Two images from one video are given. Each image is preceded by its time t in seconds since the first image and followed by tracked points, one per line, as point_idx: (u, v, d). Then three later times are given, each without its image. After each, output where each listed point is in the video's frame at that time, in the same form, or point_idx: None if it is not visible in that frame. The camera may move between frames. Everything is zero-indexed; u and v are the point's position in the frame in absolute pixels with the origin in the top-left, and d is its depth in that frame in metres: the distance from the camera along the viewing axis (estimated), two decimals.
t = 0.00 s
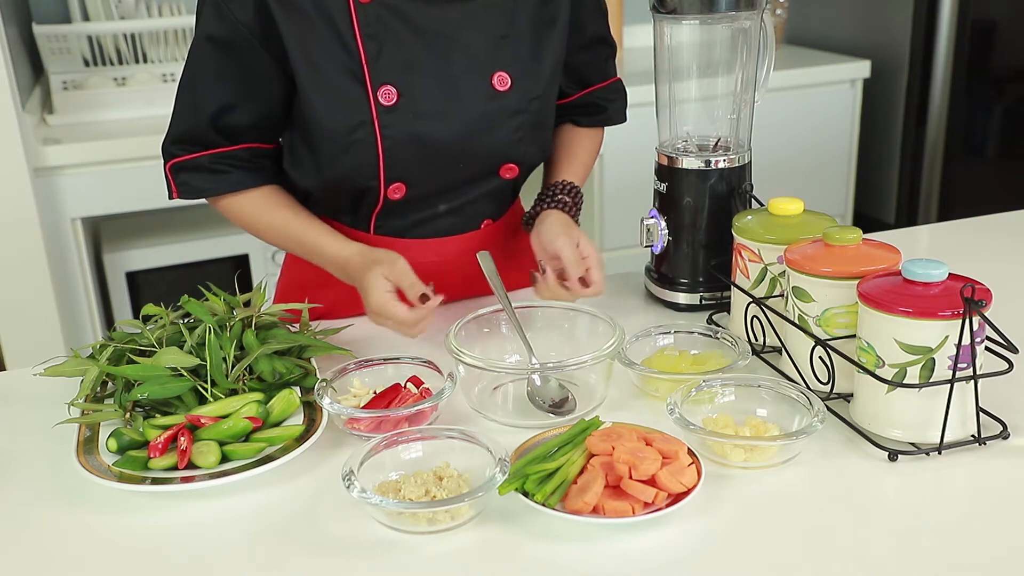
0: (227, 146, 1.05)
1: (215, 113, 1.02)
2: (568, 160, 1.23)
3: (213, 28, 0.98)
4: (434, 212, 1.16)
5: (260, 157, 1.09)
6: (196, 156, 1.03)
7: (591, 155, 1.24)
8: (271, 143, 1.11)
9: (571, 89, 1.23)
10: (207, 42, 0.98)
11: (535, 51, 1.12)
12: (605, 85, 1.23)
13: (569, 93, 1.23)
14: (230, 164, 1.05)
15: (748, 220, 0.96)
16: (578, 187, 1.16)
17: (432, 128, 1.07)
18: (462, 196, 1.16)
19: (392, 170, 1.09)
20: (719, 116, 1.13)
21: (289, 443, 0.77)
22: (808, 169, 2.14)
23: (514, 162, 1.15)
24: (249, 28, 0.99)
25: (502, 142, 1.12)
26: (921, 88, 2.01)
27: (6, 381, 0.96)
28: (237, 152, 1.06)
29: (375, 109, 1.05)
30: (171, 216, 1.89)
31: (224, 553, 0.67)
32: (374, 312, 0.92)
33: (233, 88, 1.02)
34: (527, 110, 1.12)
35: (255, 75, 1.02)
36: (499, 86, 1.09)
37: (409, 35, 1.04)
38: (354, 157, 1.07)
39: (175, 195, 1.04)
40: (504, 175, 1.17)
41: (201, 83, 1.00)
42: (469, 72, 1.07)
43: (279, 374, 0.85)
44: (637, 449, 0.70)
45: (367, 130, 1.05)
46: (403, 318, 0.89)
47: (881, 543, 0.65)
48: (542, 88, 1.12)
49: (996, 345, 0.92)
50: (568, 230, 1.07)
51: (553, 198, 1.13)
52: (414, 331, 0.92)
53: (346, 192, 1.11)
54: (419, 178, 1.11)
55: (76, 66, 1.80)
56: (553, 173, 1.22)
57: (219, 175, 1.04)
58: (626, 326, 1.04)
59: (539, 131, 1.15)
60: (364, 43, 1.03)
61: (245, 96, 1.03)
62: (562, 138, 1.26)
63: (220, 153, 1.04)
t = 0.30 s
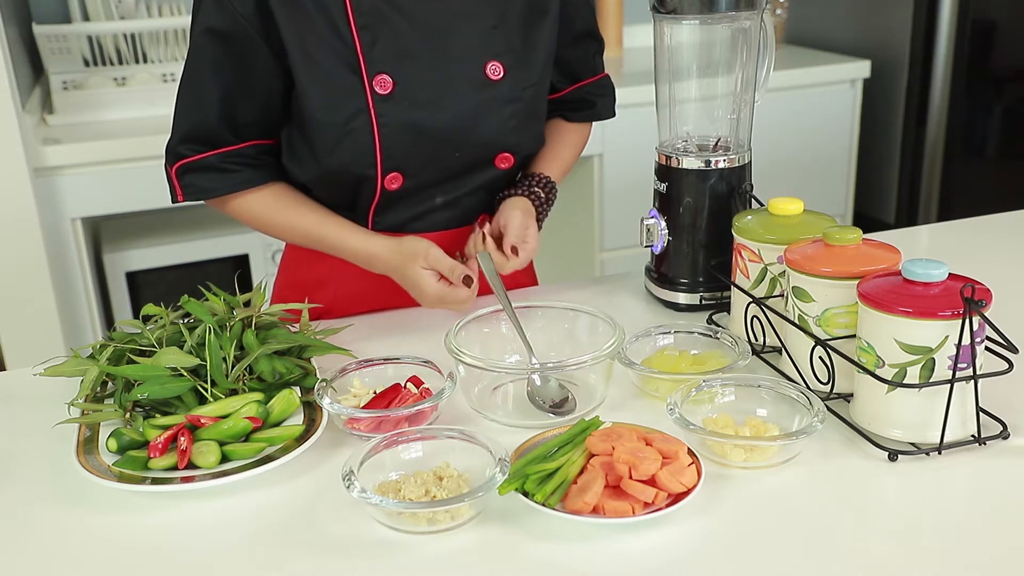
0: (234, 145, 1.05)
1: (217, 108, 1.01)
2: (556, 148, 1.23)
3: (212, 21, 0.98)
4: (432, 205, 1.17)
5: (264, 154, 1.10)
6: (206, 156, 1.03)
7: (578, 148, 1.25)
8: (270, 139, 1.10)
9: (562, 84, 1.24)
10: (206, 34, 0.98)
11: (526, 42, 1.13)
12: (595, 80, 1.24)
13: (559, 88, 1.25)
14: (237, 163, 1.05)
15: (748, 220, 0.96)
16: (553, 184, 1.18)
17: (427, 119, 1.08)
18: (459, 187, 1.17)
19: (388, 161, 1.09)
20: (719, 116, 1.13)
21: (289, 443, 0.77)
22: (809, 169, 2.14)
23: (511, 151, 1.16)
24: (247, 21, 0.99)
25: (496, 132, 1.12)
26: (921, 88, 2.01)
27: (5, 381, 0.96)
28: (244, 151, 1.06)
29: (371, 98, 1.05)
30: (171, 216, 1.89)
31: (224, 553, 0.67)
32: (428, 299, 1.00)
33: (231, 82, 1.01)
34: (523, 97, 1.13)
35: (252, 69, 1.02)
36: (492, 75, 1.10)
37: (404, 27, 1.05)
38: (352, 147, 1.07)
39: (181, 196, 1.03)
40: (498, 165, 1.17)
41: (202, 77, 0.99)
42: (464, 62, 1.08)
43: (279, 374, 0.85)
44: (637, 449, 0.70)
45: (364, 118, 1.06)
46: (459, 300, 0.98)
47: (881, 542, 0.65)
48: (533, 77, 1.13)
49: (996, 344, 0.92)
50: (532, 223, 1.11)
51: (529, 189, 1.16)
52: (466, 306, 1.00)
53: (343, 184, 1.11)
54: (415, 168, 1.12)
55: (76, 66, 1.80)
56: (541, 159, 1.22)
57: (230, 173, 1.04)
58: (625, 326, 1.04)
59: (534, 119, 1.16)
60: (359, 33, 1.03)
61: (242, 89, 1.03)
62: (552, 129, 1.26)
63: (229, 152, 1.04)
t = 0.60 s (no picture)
0: (231, 144, 1.05)
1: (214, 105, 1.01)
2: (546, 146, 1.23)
3: (207, 19, 0.98)
4: (428, 200, 1.16)
5: (261, 152, 1.09)
6: (202, 155, 1.03)
7: (569, 144, 1.25)
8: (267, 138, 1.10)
9: (552, 80, 1.24)
10: (201, 32, 0.98)
11: (522, 38, 1.13)
12: (585, 77, 1.24)
13: (548, 85, 1.25)
14: (234, 162, 1.05)
15: (747, 220, 0.96)
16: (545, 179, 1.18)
17: (424, 115, 1.08)
18: (457, 183, 1.16)
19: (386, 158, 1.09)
20: (719, 116, 1.13)
21: (289, 443, 0.77)
22: (808, 170, 2.14)
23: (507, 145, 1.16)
24: (243, 18, 0.99)
25: (492, 126, 1.12)
26: (921, 88, 2.01)
27: (5, 381, 0.96)
28: (241, 150, 1.06)
29: (369, 92, 1.06)
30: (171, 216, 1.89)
31: (224, 553, 0.67)
32: (433, 293, 1.00)
33: (227, 79, 1.01)
34: (517, 91, 1.13)
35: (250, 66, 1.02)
36: (487, 69, 1.10)
37: (401, 24, 1.05)
38: (350, 141, 1.07)
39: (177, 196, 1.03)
40: (494, 158, 1.17)
41: (197, 75, 0.99)
42: (460, 58, 1.08)
43: (279, 374, 0.85)
44: (637, 449, 0.70)
45: (361, 113, 1.06)
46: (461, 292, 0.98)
47: (881, 543, 0.65)
48: (527, 71, 1.13)
49: (997, 345, 0.92)
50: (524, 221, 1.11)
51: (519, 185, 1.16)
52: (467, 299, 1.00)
53: (342, 180, 1.11)
54: (413, 162, 1.12)
55: (76, 67, 1.80)
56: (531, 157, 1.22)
57: (227, 172, 1.04)
58: (625, 326, 1.04)
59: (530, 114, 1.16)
60: (355, 30, 1.04)
61: (238, 87, 1.03)
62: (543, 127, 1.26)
63: (225, 151, 1.04)
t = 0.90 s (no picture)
0: (229, 145, 1.05)
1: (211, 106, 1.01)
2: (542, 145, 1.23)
3: (203, 19, 0.98)
4: (428, 199, 1.16)
5: (258, 154, 1.10)
6: (200, 157, 1.03)
7: (565, 143, 1.25)
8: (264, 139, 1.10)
9: (548, 79, 1.24)
10: (197, 33, 0.98)
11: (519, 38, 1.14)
12: (581, 76, 1.24)
13: (547, 82, 1.24)
14: (232, 163, 1.06)
15: (747, 220, 0.96)
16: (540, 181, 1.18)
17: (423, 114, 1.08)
18: (455, 182, 1.16)
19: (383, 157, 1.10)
20: (718, 116, 1.13)
21: (289, 443, 0.77)
22: (808, 170, 2.14)
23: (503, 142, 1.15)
24: (239, 18, 0.99)
25: (489, 122, 1.12)
26: (921, 87, 2.01)
27: (5, 381, 0.96)
28: (239, 151, 1.06)
29: (367, 92, 1.06)
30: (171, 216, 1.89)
31: (224, 553, 0.67)
32: (432, 297, 0.99)
33: (225, 81, 1.02)
34: (514, 90, 1.13)
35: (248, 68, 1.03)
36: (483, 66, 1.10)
37: (398, 23, 1.05)
38: (349, 141, 1.07)
39: (174, 196, 1.03)
40: (494, 156, 1.16)
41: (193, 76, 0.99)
42: (458, 57, 1.09)
43: (279, 374, 0.85)
44: (637, 449, 0.70)
45: (360, 112, 1.06)
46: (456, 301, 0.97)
47: (881, 543, 0.65)
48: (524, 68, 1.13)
49: (997, 345, 0.92)
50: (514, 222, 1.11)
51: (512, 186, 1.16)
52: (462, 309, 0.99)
53: (342, 180, 1.11)
54: (412, 161, 1.12)
55: (76, 67, 1.80)
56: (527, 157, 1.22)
57: (225, 173, 1.04)
58: (625, 326, 1.04)
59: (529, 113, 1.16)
60: (351, 29, 1.04)
61: (236, 88, 1.03)
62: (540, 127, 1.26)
63: (223, 152, 1.05)
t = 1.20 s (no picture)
0: (217, 137, 1.07)
1: (203, 101, 1.03)
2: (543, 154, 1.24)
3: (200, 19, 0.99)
4: (427, 198, 1.16)
5: (248, 148, 1.11)
6: (185, 147, 1.04)
7: (566, 148, 1.26)
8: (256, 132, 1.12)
9: (551, 81, 1.24)
10: (195, 35, 1.00)
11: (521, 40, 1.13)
12: (585, 79, 1.24)
13: (549, 86, 1.24)
14: (218, 156, 1.07)
15: (747, 220, 0.96)
16: (546, 186, 1.20)
17: (424, 115, 1.07)
18: (454, 182, 1.16)
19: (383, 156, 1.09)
20: (718, 116, 1.13)
21: (289, 443, 0.77)
22: (808, 170, 2.14)
23: (504, 145, 1.16)
24: (236, 20, 1.00)
25: (490, 121, 1.12)
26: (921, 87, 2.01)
27: (5, 381, 0.96)
28: (227, 144, 1.08)
29: (367, 92, 1.06)
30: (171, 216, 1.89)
31: (224, 553, 0.67)
32: (351, 317, 0.97)
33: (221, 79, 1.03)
34: (515, 90, 1.12)
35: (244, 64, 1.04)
36: (485, 68, 1.10)
37: (399, 23, 1.05)
38: (349, 140, 1.07)
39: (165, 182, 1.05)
40: (493, 158, 1.16)
41: (186, 74, 1.01)
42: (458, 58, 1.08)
43: (279, 374, 0.85)
44: (637, 449, 0.70)
45: (360, 112, 1.06)
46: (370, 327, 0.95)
47: (881, 543, 0.65)
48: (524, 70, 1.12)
49: (996, 345, 0.92)
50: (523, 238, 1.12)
51: (517, 192, 1.17)
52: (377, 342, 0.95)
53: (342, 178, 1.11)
54: (411, 162, 1.11)
55: (76, 67, 1.80)
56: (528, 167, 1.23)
57: (208, 165, 1.06)
58: (625, 326, 1.04)
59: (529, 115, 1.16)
60: (353, 30, 1.04)
61: (230, 85, 1.04)
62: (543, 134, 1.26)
63: (209, 145, 1.06)
